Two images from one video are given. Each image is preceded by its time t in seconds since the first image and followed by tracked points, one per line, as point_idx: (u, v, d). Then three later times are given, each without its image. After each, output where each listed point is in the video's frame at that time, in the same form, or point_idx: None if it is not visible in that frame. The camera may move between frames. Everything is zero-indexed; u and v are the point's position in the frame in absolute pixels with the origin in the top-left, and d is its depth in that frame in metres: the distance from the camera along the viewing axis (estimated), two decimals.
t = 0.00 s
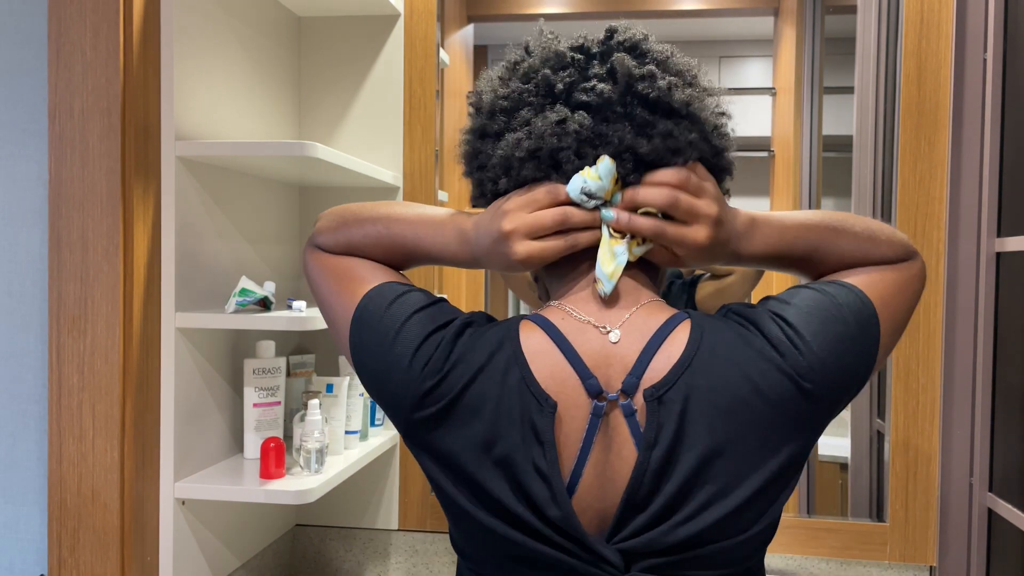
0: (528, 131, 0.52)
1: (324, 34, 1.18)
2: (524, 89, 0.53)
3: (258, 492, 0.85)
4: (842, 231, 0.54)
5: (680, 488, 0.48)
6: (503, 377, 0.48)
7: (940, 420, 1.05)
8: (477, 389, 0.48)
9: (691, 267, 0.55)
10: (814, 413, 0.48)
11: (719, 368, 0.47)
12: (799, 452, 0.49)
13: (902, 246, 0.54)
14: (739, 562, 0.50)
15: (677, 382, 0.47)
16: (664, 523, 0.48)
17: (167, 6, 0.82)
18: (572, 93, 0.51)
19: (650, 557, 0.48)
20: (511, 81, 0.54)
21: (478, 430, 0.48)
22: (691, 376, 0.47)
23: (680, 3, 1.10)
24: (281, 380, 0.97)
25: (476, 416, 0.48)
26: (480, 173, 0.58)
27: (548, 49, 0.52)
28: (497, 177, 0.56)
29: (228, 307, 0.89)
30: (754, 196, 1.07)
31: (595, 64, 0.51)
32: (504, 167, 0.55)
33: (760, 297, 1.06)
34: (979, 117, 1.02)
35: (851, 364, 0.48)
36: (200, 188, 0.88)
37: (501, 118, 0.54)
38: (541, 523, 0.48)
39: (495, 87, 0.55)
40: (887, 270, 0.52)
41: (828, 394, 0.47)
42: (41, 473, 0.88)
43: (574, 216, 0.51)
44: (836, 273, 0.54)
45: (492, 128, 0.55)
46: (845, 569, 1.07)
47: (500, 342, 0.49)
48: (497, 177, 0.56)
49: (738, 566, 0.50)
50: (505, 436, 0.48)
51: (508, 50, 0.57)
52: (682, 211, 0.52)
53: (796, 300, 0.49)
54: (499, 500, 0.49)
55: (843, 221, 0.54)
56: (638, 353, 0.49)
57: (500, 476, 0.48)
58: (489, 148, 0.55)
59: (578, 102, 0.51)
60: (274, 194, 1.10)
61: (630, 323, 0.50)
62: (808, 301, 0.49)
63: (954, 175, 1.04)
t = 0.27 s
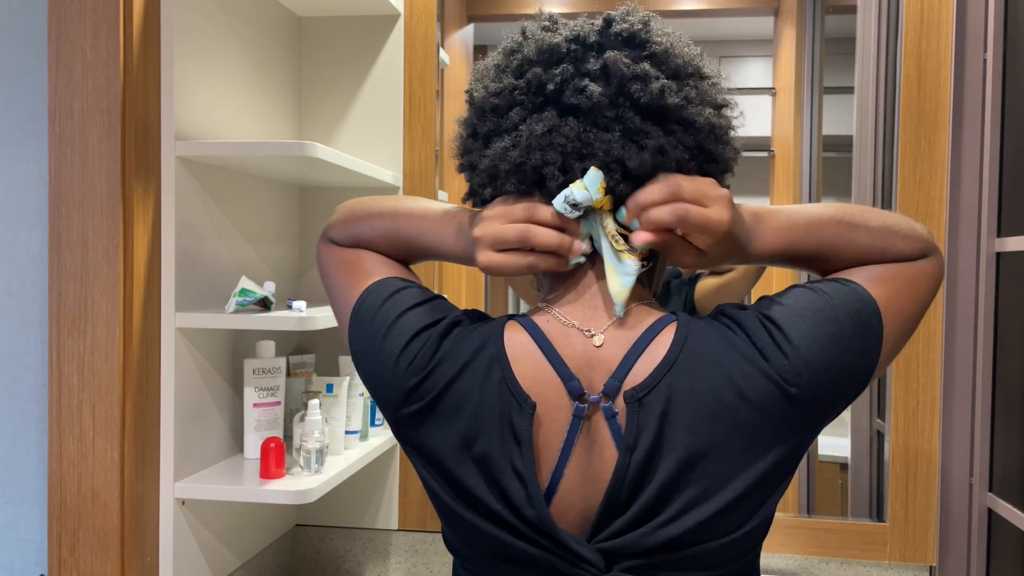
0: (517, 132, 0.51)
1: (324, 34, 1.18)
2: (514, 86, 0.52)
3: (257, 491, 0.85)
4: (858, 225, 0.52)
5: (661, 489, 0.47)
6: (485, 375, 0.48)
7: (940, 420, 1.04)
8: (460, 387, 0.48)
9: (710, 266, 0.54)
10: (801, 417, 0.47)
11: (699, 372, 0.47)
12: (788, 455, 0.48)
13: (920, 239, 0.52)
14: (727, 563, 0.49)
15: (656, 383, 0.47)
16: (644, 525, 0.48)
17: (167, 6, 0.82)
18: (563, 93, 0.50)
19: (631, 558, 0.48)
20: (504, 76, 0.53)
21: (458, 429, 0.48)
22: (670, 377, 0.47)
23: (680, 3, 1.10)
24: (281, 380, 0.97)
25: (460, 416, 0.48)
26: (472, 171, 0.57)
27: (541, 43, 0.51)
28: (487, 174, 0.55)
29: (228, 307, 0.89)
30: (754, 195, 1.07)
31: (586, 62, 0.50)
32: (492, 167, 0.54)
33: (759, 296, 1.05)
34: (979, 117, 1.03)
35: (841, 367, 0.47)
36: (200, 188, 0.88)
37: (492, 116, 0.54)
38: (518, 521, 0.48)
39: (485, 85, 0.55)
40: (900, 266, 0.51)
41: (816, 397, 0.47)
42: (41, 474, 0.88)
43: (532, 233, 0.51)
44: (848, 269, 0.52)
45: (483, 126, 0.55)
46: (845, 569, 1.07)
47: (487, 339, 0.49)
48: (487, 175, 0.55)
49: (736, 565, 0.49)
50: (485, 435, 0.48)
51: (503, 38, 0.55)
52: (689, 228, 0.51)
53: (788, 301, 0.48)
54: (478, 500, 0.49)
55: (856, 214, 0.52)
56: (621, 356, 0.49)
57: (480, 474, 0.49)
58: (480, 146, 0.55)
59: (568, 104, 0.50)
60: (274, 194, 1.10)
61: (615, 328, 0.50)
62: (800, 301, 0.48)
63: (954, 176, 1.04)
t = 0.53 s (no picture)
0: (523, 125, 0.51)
1: (324, 34, 1.18)
2: (525, 78, 0.52)
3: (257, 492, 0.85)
4: (879, 238, 0.50)
5: (658, 498, 0.46)
6: (481, 380, 0.49)
7: (941, 421, 1.04)
8: (450, 395, 0.49)
9: (717, 270, 0.52)
10: (799, 428, 0.47)
11: (697, 382, 0.46)
12: (785, 465, 0.48)
13: (945, 258, 0.50)
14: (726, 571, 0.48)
15: (654, 391, 0.47)
16: (640, 533, 0.47)
17: (167, 6, 0.82)
18: (572, 88, 0.50)
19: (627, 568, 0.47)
20: (516, 69, 0.53)
21: (450, 437, 0.49)
22: (668, 385, 0.47)
23: (680, 3, 1.10)
24: (281, 380, 0.97)
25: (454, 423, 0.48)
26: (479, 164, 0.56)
27: (556, 39, 0.51)
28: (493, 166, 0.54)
29: (228, 307, 0.89)
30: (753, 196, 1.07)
31: (600, 59, 0.50)
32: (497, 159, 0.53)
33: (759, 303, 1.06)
34: (979, 117, 1.03)
35: (844, 381, 0.46)
36: (200, 188, 0.88)
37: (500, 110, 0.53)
38: (513, 531, 0.48)
39: (497, 77, 0.54)
40: (919, 286, 0.48)
41: (814, 409, 0.46)
42: (41, 473, 0.88)
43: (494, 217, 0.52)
44: (863, 284, 0.50)
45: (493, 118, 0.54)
46: (845, 569, 1.07)
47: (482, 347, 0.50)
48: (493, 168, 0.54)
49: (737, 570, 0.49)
50: (477, 443, 0.48)
51: (519, 35, 0.55)
52: (699, 225, 0.48)
53: (795, 312, 0.47)
54: (473, 510, 0.49)
55: (879, 228, 0.50)
56: (618, 363, 0.48)
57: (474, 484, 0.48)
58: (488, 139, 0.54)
59: (576, 98, 0.49)
60: (275, 194, 1.10)
61: (614, 334, 0.50)
62: (807, 313, 0.47)
63: (954, 177, 1.04)
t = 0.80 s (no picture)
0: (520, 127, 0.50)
1: (323, 34, 1.18)
2: (520, 80, 0.51)
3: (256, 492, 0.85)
4: (888, 244, 0.50)
5: (668, 504, 0.46)
6: (483, 389, 0.47)
7: (941, 421, 1.04)
8: (455, 404, 0.47)
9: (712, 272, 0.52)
10: (810, 437, 0.46)
11: (708, 389, 0.46)
12: (795, 472, 0.47)
13: (951, 266, 0.50)
14: None
15: (664, 395, 0.46)
16: (650, 540, 0.46)
17: (167, 6, 0.82)
18: (570, 88, 0.49)
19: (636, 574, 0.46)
20: (511, 70, 0.52)
21: (457, 444, 0.48)
22: (678, 390, 0.46)
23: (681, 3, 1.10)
24: (281, 380, 0.97)
25: (460, 432, 0.47)
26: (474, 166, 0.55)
27: (551, 38, 0.50)
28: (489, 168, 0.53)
29: (228, 307, 0.89)
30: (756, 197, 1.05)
31: (594, 57, 0.49)
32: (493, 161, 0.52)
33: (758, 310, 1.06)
34: (979, 118, 1.03)
35: (856, 387, 0.45)
36: (200, 188, 0.88)
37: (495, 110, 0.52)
38: (523, 538, 0.47)
39: (490, 79, 0.53)
40: (928, 292, 0.48)
41: (826, 416, 0.45)
42: (41, 473, 0.88)
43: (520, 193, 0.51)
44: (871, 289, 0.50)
45: (487, 120, 0.53)
46: (845, 569, 1.07)
47: (481, 352, 0.48)
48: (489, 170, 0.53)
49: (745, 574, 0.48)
50: (485, 451, 0.47)
51: (514, 35, 0.54)
52: (684, 206, 0.49)
53: (804, 318, 0.47)
54: (483, 517, 0.48)
55: (886, 231, 0.51)
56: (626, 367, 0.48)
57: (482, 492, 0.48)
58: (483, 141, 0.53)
59: (573, 100, 0.48)
60: (274, 194, 1.10)
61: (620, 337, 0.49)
62: (818, 319, 0.46)
63: (954, 177, 1.04)
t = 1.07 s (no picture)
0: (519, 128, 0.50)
1: (324, 34, 1.18)
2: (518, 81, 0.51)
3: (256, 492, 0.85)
4: (887, 243, 0.50)
5: (676, 503, 0.46)
6: (491, 386, 0.47)
7: (941, 421, 1.04)
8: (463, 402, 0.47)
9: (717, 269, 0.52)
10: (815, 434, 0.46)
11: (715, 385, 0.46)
12: (801, 468, 0.47)
13: (943, 267, 0.50)
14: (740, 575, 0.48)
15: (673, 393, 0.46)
16: (657, 538, 0.46)
17: (167, 6, 0.82)
18: (568, 89, 0.49)
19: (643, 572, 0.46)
20: (509, 73, 0.52)
21: (466, 442, 0.47)
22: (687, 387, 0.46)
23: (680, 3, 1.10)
24: (281, 380, 0.97)
25: (468, 429, 0.47)
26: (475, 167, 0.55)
27: (547, 38, 0.50)
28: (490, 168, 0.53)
29: (227, 307, 0.89)
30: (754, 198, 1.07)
31: (592, 57, 0.49)
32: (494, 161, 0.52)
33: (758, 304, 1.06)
34: (979, 118, 1.03)
35: (859, 381, 0.45)
36: (200, 188, 0.88)
37: (495, 113, 0.52)
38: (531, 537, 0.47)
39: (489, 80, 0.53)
40: (921, 291, 0.49)
41: (831, 413, 0.45)
42: (41, 473, 0.88)
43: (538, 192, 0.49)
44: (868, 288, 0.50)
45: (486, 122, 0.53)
46: (845, 569, 1.07)
47: (489, 349, 0.48)
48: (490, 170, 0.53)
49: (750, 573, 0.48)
50: (494, 448, 0.47)
51: (511, 36, 0.54)
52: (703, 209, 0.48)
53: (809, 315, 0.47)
54: (491, 516, 0.48)
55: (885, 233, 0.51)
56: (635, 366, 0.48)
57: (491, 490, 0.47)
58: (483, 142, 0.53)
59: (572, 100, 0.48)
60: (275, 194, 1.10)
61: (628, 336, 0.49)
62: (823, 317, 0.46)
63: (954, 177, 1.04)
